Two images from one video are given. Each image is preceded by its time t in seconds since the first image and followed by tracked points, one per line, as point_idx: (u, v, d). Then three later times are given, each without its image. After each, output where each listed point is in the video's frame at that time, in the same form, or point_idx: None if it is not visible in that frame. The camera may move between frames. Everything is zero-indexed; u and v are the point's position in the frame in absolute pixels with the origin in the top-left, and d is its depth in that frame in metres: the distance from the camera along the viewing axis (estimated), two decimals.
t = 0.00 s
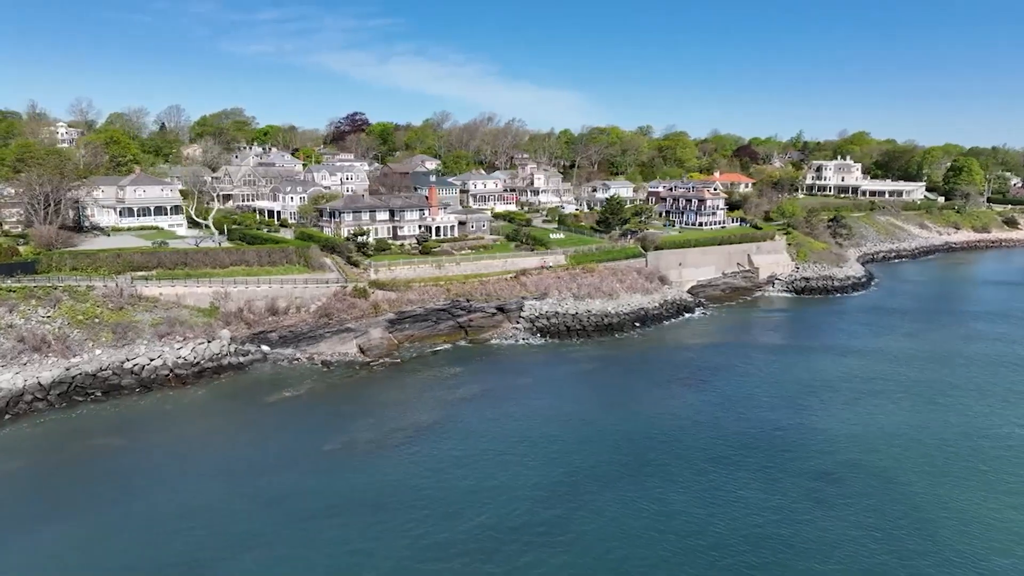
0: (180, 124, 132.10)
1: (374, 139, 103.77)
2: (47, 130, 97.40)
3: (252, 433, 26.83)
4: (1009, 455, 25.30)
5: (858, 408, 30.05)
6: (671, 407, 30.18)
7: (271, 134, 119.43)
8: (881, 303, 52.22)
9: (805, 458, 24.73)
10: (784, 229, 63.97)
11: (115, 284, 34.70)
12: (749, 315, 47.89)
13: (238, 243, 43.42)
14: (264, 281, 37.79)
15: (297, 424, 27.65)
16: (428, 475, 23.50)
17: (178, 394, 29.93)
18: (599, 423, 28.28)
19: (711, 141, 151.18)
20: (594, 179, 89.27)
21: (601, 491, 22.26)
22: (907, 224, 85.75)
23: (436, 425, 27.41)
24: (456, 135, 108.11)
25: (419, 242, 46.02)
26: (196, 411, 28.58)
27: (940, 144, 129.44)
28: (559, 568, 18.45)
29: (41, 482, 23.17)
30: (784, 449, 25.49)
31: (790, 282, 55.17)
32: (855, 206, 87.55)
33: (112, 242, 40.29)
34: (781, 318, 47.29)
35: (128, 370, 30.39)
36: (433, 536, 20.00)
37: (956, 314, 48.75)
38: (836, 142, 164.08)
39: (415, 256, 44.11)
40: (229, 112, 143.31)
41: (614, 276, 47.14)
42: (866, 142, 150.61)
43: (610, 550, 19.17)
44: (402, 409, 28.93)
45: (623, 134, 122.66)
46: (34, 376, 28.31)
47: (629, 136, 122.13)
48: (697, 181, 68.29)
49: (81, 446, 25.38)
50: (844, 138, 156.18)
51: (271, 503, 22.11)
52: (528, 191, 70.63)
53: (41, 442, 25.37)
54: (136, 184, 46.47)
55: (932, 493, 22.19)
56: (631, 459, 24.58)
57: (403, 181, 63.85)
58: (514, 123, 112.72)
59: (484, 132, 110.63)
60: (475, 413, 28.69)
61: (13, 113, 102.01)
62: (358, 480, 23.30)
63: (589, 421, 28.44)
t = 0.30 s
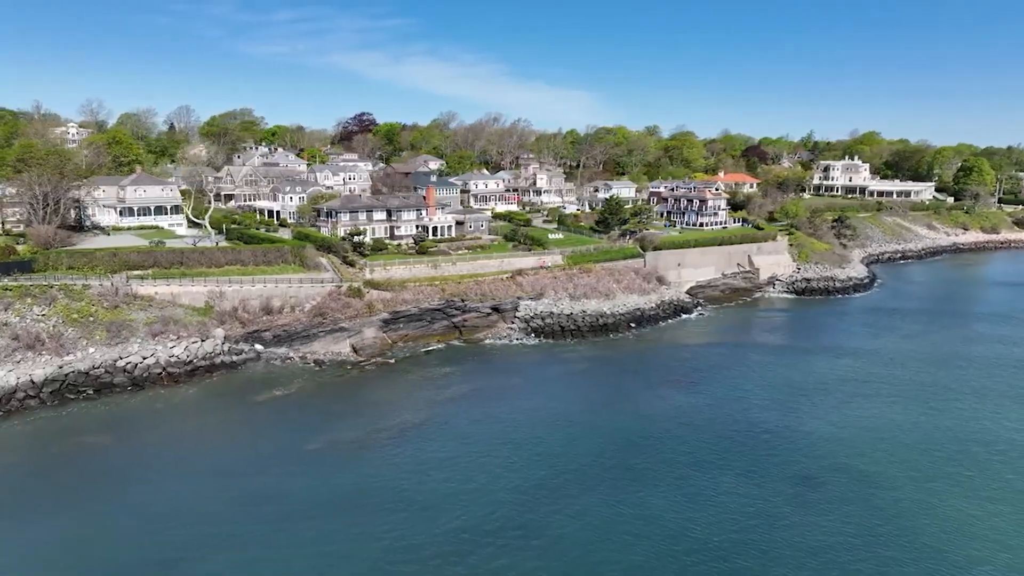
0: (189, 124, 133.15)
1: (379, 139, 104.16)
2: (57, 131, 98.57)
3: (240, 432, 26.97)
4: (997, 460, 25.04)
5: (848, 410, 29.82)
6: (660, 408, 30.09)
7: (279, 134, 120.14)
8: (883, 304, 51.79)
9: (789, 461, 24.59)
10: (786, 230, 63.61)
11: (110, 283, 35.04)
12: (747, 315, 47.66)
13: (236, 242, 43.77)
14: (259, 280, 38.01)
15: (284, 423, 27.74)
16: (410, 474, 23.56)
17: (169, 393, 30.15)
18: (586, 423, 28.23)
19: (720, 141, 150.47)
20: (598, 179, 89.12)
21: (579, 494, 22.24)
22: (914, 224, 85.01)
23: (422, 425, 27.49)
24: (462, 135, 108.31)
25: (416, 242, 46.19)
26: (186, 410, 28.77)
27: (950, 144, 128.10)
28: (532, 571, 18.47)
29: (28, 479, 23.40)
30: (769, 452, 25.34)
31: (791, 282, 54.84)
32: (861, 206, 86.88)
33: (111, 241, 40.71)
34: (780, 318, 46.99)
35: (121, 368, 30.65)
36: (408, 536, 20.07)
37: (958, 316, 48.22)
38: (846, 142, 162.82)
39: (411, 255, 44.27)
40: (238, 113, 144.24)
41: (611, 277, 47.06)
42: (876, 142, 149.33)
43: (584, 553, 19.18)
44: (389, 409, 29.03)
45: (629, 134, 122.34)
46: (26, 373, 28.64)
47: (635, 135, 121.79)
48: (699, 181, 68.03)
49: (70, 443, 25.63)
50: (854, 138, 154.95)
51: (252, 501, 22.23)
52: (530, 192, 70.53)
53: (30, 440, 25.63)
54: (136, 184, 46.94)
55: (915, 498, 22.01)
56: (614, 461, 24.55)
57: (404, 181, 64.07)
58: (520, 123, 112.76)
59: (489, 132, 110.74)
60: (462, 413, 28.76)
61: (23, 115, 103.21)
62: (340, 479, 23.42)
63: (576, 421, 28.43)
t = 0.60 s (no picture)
0: (199, 125, 134.15)
1: (385, 139, 104.51)
2: (68, 132, 99.71)
3: (228, 431, 27.13)
4: (985, 464, 24.76)
5: (839, 411, 29.58)
6: (649, 408, 30.01)
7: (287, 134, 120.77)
8: (884, 305, 51.31)
9: (773, 463, 24.47)
10: (789, 230, 63.19)
11: (107, 282, 35.40)
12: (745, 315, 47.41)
13: (234, 242, 44.11)
14: (254, 280, 38.24)
15: (273, 422, 27.88)
16: (391, 475, 23.64)
17: (161, 391, 30.39)
18: (573, 423, 28.19)
19: (729, 140, 149.63)
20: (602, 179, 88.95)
21: (558, 496, 22.23)
22: (921, 225, 84.19)
23: (408, 425, 27.56)
24: (468, 135, 108.48)
25: (413, 242, 46.34)
26: (177, 408, 28.98)
27: (962, 143, 126.67)
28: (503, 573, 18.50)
29: (16, 475, 23.67)
30: (754, 454, 25.21)
31: (792, 283, 54.48)
32: (868, 206, 86.17)
33: (110, 241, 41.16)
34: (778, 319, 46.72)
35: (114, 366, 30.94)
36: (384, 537, 20.15)
37: (960, 317, 47.66)
38: (857, 142, 161.42)
39: (408, 255, 44.40)
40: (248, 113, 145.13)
41: (609, 277, 46.96)
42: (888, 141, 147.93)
43: (557, 556, 19.19)
44: (378, 408, 29.13)
45: (636, 133, 121.95)
46: (20, 371, 29.00)
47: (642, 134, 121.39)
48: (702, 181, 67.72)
49: (60, 440, 25.91)
50: (865, 138, 153.62)
51: (234, 500, 22.38)
52: (533, 191, 70.46)
53: (21, 436, 25.94)
54: (137, 184, 47.42)
55: (897, 502, 21.82)
56: (596, 462, 24.52)
57: (406, 181, 64.25)
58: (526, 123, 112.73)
59: (496, 132, 110.80)
60: (449, 413, 28.82)
61: (35, 116, 104.43)
62: (322, 478, 23.55)
63: (563, 421, 28.40)
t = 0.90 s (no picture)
0: (211, 124, 135.08)
1: (393, 139, 104.77)
2: (80, 133, 100.83)
3: (219, 429, 27.32)
4: (974, 468, 24.48)
5: (831, 413, 29.35)
6: (639, 409, 29.92)
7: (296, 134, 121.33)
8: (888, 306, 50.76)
9: (758, 466, 24.35)
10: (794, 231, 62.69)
11: (105, 281, 35.77)
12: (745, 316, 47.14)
13: (234, 241, 44.45)
14: (252, 279, 38.48)
15: (263, 420, 28.04)
16: (375, 474, 23.79)
17: (155, 389, 30.66)
18: (561, 424, 28.17)
19: (740, 140, 148.49)
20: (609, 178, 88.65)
21: (538, 498, 22.29)
22: (932, 226, 83.14)
23: (397, 425, 27.66)
24: (475, 135, 108.54)
25: (412, 241, 46.48)
26: (170, 406, 29.22)
27: (976, 143, 124.87)
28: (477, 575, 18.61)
29: (7, 471, 24.00)
30: (740, 457, 25.09)
31: (795, 284, 54.05)
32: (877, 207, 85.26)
33: (111, 239, 41.62)
34: (779, 319, 46.39)
35: (110, 364, 31.27)
36: (362, 537, 20.30)
37: (965, 319, 47.03)
38: (871, 142, 159.59)
39: (407, 254, 44.51)
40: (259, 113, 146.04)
41: (608, 277, 46.83)
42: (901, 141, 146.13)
43: (531, 558, 19.27)
44: (368, 408, 29.26)
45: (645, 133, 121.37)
46: (16, 368, 29.41)
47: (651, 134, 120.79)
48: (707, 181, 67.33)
49: (52, 436, 26.24)
50: (879, 138, 151.87)
51: (218, 498, 22.58)
52: (538, 191, 70.40)
53: (14, 432, 26.29)
54: (139, 184, 47.90)
55: (879, 507, 21.67)
56: (580, 464, 24.52)
57: (409, 181, 64.38)
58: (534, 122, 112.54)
59: (503, 132, 110.73)
60: (439, 413, 28.88)
61: (48, 117, 105.69)
62: (306, 476, 23.71)
63: (551, 421, 28.39)
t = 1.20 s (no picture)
0: (224, 124, 136.21)
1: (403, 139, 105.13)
2: (94, 134, 102.11)
3: (212, 427, 27.56)
4: (966, 473, 24.17)
5: (825, 416, 29.06)
6: (632, 410, 29.83)
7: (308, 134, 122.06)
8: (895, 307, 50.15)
9: (745, 469, 24.24)
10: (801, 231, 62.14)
11: (106, 279, 36.24)
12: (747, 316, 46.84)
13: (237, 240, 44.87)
14: (252, 277, 38.79)
15: (257, 418, 28.25)
16: (362, 473, 23.94)
17: (153, 386, 31.00)
18: (551, 424, 28.16)
19: (753, 139, 147.33)
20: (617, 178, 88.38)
21: (522, 499, 22.37)
22: (944, 227, 81.98)
23: (387, 424, 27.79)
24: (484, 135, 108.64)
25: (413, 241, 46.69)
26: (166, 403, 29.53)
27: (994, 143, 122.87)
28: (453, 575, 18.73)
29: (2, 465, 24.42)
30: (729, 460, 24.96)
31: (800, 284, 53.59)
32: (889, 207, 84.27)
33: (114, 238, 42.16)
34: (781, 319, 46.07)
35: (109, 361, 31.66)
36: (343, 535, 20.48)
37: (973, 320, 46.32)
38: (887, 142, 157.56)
39: (407, 254, 44.68)
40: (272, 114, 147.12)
41: (609, 278, 46.73)
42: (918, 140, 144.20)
43: (508, 559, 19.37)
44: (360, 407, 29.40)
45: (656, 133, 120.83)
46: (16, 364, 29.92)
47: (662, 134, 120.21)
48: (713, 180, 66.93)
49: (48, 431, 26.66)
50: (895, 138, 149.94)
51: (206, 494, 22.82)
52: (544, 191, 70.32)
53: (11, 428, 26.72)
54: (145, 184, 48.51)
55: (864, 512, 21.51)
56: (566, 466, 24.51)
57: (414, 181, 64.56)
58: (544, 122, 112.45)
59: (513, 132, 110.69)
60: (430, 412, 28.97)
61: (64, 118, 107.16)
62: (294, 474, 23.91)
63: (542, 422, 28.38)
